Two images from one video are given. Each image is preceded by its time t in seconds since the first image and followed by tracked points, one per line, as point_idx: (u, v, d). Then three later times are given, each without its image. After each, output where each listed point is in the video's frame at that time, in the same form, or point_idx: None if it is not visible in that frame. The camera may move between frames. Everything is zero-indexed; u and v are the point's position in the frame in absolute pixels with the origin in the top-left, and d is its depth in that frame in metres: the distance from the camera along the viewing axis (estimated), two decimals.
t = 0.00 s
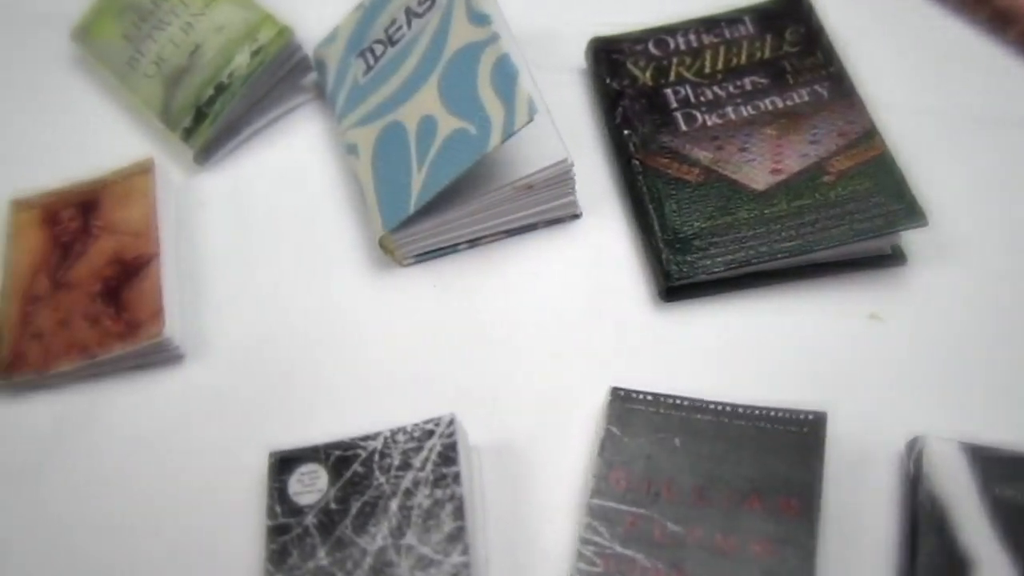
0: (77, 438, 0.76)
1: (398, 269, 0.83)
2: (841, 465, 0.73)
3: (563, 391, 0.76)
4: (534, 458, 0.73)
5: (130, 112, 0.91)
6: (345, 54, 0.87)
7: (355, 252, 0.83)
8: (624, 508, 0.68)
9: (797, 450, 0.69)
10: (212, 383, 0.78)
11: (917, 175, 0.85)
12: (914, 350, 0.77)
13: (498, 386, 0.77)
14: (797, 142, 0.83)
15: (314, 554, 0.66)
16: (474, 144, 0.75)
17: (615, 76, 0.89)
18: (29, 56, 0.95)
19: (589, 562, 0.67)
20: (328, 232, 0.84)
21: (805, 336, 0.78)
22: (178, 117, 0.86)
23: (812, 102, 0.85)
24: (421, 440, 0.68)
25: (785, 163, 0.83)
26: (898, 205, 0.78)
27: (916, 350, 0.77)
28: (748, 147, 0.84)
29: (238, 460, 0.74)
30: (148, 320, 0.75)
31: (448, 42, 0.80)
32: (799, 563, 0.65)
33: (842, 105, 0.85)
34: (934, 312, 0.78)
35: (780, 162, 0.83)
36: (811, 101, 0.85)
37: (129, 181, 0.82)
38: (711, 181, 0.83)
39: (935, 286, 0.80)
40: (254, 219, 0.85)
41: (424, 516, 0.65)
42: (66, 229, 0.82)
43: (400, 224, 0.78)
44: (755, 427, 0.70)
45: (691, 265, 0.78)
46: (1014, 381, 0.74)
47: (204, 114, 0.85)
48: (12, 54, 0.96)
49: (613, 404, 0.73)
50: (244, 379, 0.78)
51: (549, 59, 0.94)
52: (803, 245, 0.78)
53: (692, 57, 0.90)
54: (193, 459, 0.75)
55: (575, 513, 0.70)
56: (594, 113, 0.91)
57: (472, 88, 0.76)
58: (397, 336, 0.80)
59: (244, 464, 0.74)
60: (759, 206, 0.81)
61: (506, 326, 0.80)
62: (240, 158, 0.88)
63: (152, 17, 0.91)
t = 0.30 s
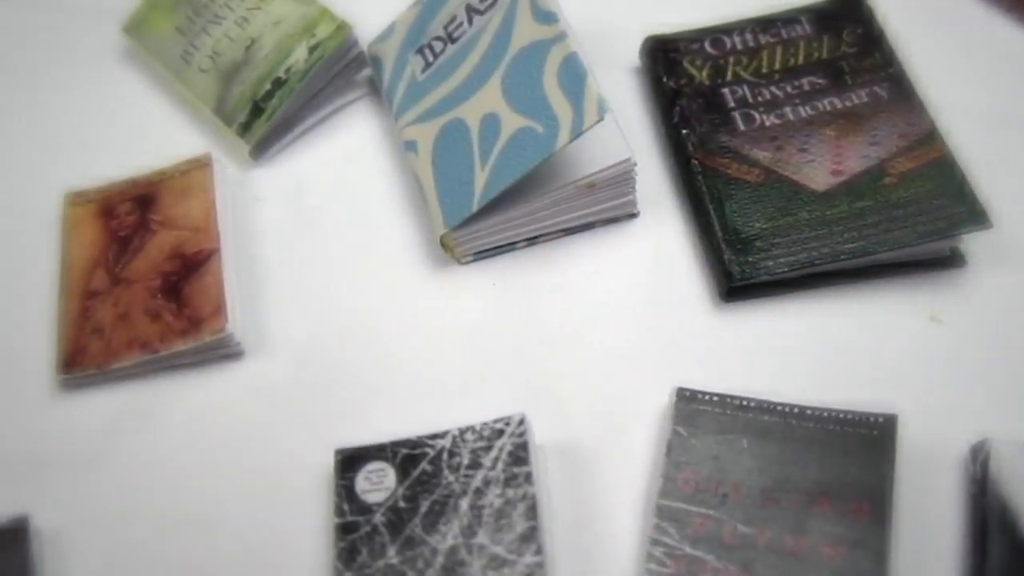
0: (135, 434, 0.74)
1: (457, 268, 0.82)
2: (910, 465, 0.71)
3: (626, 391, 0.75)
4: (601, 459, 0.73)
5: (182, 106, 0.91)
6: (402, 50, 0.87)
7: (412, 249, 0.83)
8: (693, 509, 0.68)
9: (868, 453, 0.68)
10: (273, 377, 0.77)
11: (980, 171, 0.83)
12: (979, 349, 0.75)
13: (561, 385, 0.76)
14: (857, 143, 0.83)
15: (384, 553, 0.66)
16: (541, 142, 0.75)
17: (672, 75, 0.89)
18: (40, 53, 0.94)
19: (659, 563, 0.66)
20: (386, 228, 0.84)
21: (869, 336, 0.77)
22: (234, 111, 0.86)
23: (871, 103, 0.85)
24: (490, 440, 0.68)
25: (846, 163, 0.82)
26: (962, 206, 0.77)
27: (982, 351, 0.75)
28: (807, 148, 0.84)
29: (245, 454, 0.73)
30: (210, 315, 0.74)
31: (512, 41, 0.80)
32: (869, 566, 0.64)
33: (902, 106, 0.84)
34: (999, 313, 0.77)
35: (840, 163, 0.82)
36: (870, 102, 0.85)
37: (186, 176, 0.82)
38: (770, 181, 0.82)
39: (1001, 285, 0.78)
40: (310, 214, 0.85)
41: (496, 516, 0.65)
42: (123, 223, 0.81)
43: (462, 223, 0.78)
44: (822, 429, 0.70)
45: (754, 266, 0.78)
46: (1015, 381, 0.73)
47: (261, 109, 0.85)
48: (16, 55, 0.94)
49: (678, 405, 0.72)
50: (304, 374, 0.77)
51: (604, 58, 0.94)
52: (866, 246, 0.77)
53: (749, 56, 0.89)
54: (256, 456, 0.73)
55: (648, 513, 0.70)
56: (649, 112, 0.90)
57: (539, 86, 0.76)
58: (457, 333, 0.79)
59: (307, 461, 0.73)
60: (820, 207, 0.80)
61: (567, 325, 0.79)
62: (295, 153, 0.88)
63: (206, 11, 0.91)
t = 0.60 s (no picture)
0: (191, 423, 0.74)
1: (510, 261, 0.82)
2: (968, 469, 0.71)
3: (681, 386, 0.75)
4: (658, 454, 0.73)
5: (231, 96, 0.90)
6: (453, 44, 0.86)
7: (465, 241, 0.82)
8: (753, 504, 0.68)
9: (929, 450, 0.68)
10: (329, 366, 0.77)
11: None
12: None
13: (617, 379, 0.76)
14: (910, 141, 0.83)
15: (447, 544, 0.66)
16: (601, 136, 0.75)
17: (722, 72, 0.89)
18: (43, 64, 0.93)
19: (721, 557, 0.66)
20: (438, 221, 0.83)
21: (922, 334, 0.77)
22: (286, 103, 0.86)
23: (923, 101, 0.85)
24: (552, 432, 0.68)
25: (899, 161, 0.82)
26: (1017, 206, 0.77)
27: None
28: (859, 145, 0.84)
29: (238, 456, 0.73)
30: (267, 306, 0.75)
31: (569, 35, 0.80)
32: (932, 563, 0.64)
33: (955, 104, 0.84)
34: None
35: (893, 161, 0.82)
36: (922, 100, 0.85)
37: (237, 167, 0.82)
38: (823, 178, 0.82)
39: None
40: (362, 205, 0.85)
41: (559, 508, 0.65)
42: (177, 213, 0.81)
43: (517, 216, 0.78)
44: (880, 425, 0.70)
45: (809, 263, 0.78)
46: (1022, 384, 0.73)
47: (313, 101, 0.85)
48: (23, 66, 0.93)
49: (736, 400, 0.72)
50: (359, 365, 0.77)
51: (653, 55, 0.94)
52: (921, 245, 0.77)
53: (798, 54, 0.90)
54: (314, 446, 0.73)
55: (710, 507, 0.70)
56: (699, 108, 0.91)
57: (598, 80, 0.77)
58: (511, 325, 0.79)
59: (366, 453, 0.73)
60: (874, 205, 0.80)
61: (620, 319, 0.79)
62: (345, 145, 0.88)
63: (257, 3, 0.91)
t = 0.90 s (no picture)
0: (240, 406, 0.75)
1: (555, 249, 0.82)
2: (1023, 461, 0.70)
3: (728, 376, 0.76)
4: (707, 441, 0.73)
5: (273, 83, 0.91)
6: (497, 33, 0.86)
7: (509, 229, 0.82)
8: (803, 493, 0.68)
9: (979, 441, 0.68)
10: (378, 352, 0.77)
11: None
12: None
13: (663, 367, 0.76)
14: (954, 135, 0.83)
15: (499, 529, 0.66)
16: (650, 125, 0.75)
17: (765, 64, 0.89)
18: (42, 65, 0.93)
19: (772, 545, 0.67)
20: (482, 208, 0.84)
21: (969, 325, 0.77)
22: (330, 91, 0.86)
23: (966, 95, 0.85)
24: (602, 419, 0.68)
25: (943, 155, 0.82)
26: None
27: None
28: (903, 139, 0.84)
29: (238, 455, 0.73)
30: (315, 291, 0.75)
31: (616, 25, 0.81)
32: (986, 552, 0.64)
33: (999, 99, 0.85)
34: None
35: (937, 155, 0.82)
36: (966, 94, 0.85)
37: (282, 153, 0.82)
38: (866, 170, 0.83)
39: None
40: (405, 193, 0.85)
41: (611, 494, 0.65)
42: (222, 198, 0.81)
43: (563, 205, 0.78)
44: (930, 415, 0.70)
45: (854, 255, 0.78)
46: None
47: (357, 88, 0.85)
48: (23, 66, 0.93)
49: (785, 390, 0.73)
50: (406, 351, 0.77)
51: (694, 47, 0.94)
52: (967, 237, 0.77)
53: (840, 47, 0.90)
54: (362, 430, 0.73)
55: (761, 494, 0.70)
56: (740, 101, 0.91)
57: (647, 70, 0.78)
58: (557, 313, 0.79)
59: (415, 437, 0.73)
60: (918, 197, 0.80)
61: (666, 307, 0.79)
62: (388, 133, 0.88)
63: None
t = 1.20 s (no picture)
0: (276, 384, 0.75)
1: (588, 233, 0.82)
2: None
3: (764, 360, 0.76)
4: (744, 424, 0.73)
5: (306, 67, 0.91)
6: (532, 18, 0.86)
7: (545, 212, 0.83)
8: (842, 475, 0.69)
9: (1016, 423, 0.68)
10: (415, 334, 0.77)
11: None
12: None
13: (698, 351, 0.76)
14: (988, 124, 0.83)
15: (538, 508, 0.66)
16: (688, 108, 0.75)
17: (798, 51, 0.89)
18: (49, 66, 0.92)
19: (811, 527, 0.67)
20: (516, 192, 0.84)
21: (1005, 310, 0.76)
22: (364, 74, 0.86)
23: (1001, 84, 0.85)
24: (642, 399, 0.68)
25: (978, 144, 0.82)
26: None
27: None
28: (938, 127, 0.84)
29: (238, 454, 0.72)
30: (352, 271, 0.75)
31: (654, 10, 0.81)
32: None
33: None
34: None
35: (972, 143, 0.82)
36: (1000, 83, 0.85)
37: (319, 134, 0.82)
38: (901, 157, 0.83)
39: None
40: (440, 176, 0.85)
41: (652, 473, 0.65)
42: (257, 178, 0.81)
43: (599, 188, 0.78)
44: (967, 400, 0.70)
45: (891, 241, 0.78)
46: None
47: (392, 71, 0.86)
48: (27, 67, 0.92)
49: (823, 373, 0.73)
50: (443, 334, 0.77)
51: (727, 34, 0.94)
52: (1004, 224, 0.77)
53: (873, 35, 0.90)
54: (399, 411, 0.74)
55: (800, 477, 0.70)
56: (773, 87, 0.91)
57: (684, 54, 0.78)
58: (593, 296, 0.79)
59: (453, 418, 0.73)
60: (954, 184, 0.80)
61: (703, 291, 0.79)
62: (421, 117, 0.88)
63: None
